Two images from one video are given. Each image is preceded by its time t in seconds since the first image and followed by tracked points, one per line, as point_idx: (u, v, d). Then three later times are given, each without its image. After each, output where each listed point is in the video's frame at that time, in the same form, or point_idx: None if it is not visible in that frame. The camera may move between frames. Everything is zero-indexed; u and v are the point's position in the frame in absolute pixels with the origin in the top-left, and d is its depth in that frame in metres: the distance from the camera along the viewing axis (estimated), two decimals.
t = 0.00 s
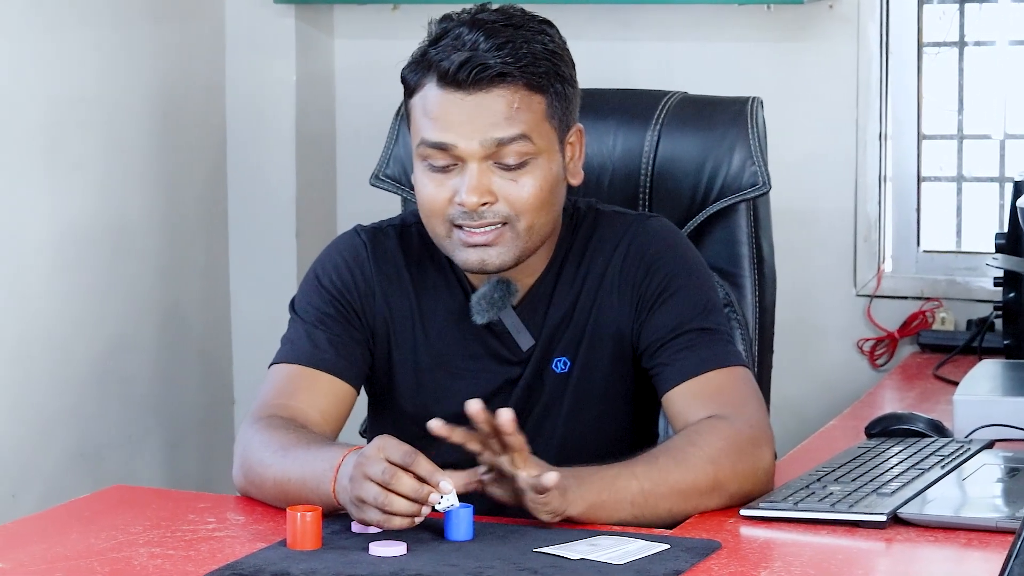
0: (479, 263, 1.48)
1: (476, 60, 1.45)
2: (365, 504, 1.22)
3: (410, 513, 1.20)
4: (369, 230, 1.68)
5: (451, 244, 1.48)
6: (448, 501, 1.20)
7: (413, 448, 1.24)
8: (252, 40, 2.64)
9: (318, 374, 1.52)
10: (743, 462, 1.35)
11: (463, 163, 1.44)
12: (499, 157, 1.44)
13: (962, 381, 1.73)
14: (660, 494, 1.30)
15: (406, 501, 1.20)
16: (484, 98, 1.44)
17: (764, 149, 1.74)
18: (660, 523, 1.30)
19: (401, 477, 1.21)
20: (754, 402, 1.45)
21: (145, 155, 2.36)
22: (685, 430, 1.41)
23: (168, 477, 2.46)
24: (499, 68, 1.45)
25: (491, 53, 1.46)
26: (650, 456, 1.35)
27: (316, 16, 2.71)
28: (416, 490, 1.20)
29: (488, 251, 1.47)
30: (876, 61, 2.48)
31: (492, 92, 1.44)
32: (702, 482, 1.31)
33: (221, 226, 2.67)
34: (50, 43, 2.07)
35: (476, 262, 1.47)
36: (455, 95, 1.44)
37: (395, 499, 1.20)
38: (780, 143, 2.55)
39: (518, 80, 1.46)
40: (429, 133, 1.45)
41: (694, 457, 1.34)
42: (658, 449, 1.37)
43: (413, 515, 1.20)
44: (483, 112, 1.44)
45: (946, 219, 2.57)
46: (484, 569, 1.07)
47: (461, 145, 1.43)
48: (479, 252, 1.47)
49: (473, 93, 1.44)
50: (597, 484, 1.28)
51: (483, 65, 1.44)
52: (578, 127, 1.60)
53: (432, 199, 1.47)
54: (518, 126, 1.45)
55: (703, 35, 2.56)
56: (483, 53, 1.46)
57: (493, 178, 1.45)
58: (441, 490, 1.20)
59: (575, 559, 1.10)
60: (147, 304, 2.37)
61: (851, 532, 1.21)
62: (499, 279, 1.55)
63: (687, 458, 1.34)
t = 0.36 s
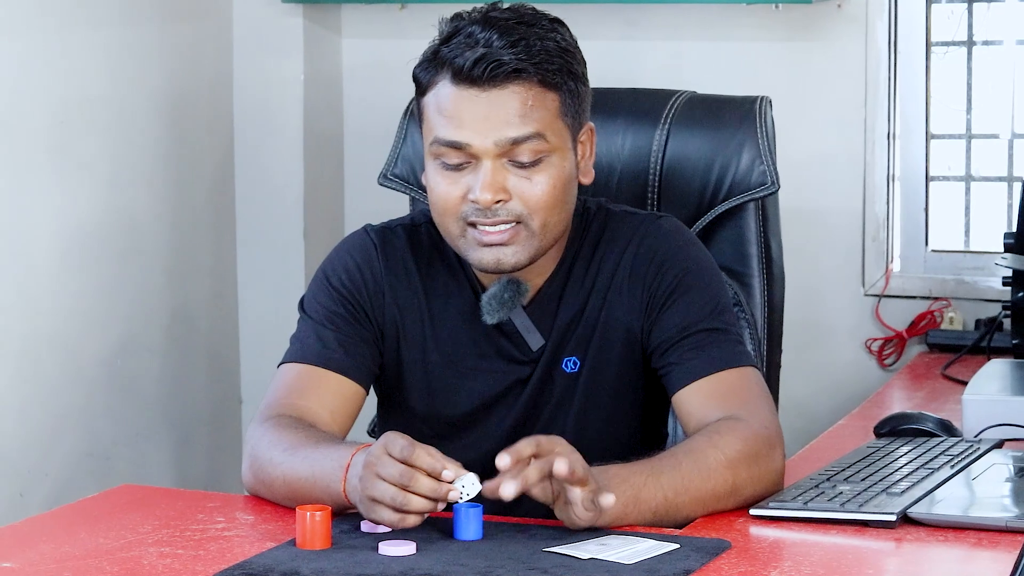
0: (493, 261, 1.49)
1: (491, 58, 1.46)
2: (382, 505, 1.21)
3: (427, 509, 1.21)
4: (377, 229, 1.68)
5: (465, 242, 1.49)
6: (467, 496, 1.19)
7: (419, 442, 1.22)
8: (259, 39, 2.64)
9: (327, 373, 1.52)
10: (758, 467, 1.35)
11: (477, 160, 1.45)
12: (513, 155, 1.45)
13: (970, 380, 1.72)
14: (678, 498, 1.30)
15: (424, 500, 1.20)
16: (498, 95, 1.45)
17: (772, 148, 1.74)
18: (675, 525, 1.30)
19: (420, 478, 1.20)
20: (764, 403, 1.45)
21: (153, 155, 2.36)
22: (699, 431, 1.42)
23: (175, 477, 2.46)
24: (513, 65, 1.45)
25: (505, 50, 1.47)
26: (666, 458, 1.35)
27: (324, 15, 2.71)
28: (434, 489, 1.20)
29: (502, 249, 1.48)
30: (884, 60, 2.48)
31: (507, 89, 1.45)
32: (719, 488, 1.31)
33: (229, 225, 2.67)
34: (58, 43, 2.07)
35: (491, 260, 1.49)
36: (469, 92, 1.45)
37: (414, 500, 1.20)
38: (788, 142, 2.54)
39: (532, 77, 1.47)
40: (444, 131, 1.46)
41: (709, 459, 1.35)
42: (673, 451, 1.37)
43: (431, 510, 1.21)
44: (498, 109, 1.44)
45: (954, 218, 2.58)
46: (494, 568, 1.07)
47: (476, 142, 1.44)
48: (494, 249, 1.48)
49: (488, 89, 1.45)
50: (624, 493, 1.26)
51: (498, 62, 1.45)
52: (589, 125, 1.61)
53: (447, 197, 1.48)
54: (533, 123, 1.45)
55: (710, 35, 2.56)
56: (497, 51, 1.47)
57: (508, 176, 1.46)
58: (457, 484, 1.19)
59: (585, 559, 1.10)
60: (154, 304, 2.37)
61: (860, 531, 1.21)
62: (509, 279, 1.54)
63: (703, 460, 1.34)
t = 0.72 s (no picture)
0: (511, 259, 1.49)
1: (509, 53, 1.47)
2: (413, 504, 1.22)
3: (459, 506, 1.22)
4: (389, 228, 1.68)
5: (482, 241, 1.49)
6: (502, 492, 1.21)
7: (451, 442, 1.23)
8: (270, 39, 2.64)
9: (338, 372, 1.52)
10: (769, 468, 1.36)
11: (496, 157, 1.46)
12: (531, 150, 1.46)
13: (983, 380, 1.72)
14: (690, 497, 1.30)
15: (457, 498, 1.21)
16: (516, 91, 1.46)
17: (784, 147, 1.73)
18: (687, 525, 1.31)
19: (453, 477, 1.21)
20: (776, 402, 1.45)
21: (163, 156, 2.36)
22: (711, 431, 1.41)
23: (185, 476, 2.47)
24: (531, 61, 1.47)
25: (522, 46, 1.49)
26: (678, 459, 1.35)
27: (335, 15, 2.71)
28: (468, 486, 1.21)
29: (519, 247, 1.49)
30: (896, 59, 2.47)
31: (525, 85, 1.46)
32: (731, 489, 1.31)
33: (240, 225, 2.68)
34: (69, 42, 2.07)
35: (508, 258, 1.49)
36: (487, 89, 1.47)
37: (447, 498, 1.21)
38: (800, 142, 2.54)
39: (551, 72, 1.48)
40: (462, 127, 1.47)
41: (722, 458, 1.35)
42: (684, 451, 1.37)
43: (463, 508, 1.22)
44: (516, 104, 1.46)
45: (966, 218, 2.57)
46: (506, 567, 1.07)
47: (495, 138, 1.45)
48: (511, 247, 1.48)
49: (506, 85, 1.46)
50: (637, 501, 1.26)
51: (516, 57, 1.47)
52: (602, 124, 1.62)
53: (465, 194, 1.48)
54: (551, 118, 1.46)
55: (722, 35, 2.56)
56: (514, 47, 1.48)
57: (526, 172, 1.46)
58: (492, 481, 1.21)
59: (597, 558, 1.10)
60: (164, 303, 2.37)
61: (872, 531, 1.21)
62: (521, 278, 1.54)
63: (715, 459, 1.35)
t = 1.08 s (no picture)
0: (515, 257, 1.49)
1: (514, 51, 1.47)
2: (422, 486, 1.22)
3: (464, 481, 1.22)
4: (391, 227, 1.68)
5: (487, 239, 1.50)
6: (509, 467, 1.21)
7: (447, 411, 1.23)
8: (272, 38, 2.64)
9: (340, 372, 1.52)
10: (772, 467, 1.36)
11: (501, 155, 1.46)
12: (536, 149, 1.46)
13: (985, 380, 1.72)
14: (692, 497, 1.30)
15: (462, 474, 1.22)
16: (522, 89, 1.46)
17: (786, 147, 1.73)
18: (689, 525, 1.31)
19: (459, 450, 1.22)
20: (779, 402, 1.45)
21: (165, 156, 2.36)
22: (713, 431, 1.42)
23: (187, 476, 2.47)
24: (536, 59, 1.47)
25: (527, 44, 1.49)
26: (681, 458, 1.35)
27: (336, 14, 2.71)
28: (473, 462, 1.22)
29: (524, 245, 1.49)
30: (898, 59, 2.47)
31: (531, 83, 1.47)
32: (733, 489, 1.31)
33: (241, 224, 2.68)
34: (70, 41, 2.07)
35: (513, 256, 1.49)
36: (492, 86, 1.47)
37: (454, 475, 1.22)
38: (801, 142, 2.54)
39: (556, 70, 1.49)
40: (466, 125, 1.47)
41: (724, 458, 1.35)
42: (686, 450, 1.37)
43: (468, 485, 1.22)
44: (521, 102, 1.46)
45: (968, 217, 2.57)
46: (507, 567, 1.07)
47: (500, 136, 1.45)
48: (516, 246, 1.49)
49: (512, 83, 1.46)
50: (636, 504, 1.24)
51: (522, 55, 1.47)
52: (606, 123, 1.62)
53: (469, 193, 1.49)
54: (556, 116, 1.47)
55: (724, 35, 2.56)
56: (519, 45, 1.48)
57: (531, 170, 1.46)
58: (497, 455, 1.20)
59: (598, 558, 1.10)
60: (166, 303, 2.37)
61: (874, 531, 1.21)
62: (523, 278, 1.54)
63: (717, 459, 1.35)
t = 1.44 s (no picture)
0: (508, 261, 1.50)
1: (509, 55, 1.47)
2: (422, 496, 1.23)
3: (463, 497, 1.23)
4: (387, 228, 1.68)
5: (480, 243, 1.50)
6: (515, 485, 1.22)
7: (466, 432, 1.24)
8: (269, 39, 2.64)
9: (337, 372, 1.52)
10: (767, 467, 1.36)
11: (495, 160, 1.47)
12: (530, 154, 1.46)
13: (981, 379, 1.72)
14: (688, 498, 1.30)
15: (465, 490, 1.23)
16: (516, 93, 1.46)
17: (781, 147, 1.74)
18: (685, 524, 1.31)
19: (472, 468, 1.23)
20: (774, 402, 1.46)
21: (163, 156, 2.36)
22: (709, 431, 1.42)
23: (185, 476, 2.47)
24: (530, 64, 1.47)
25: (522, 49, 1.49)
26: (677, 458, 1.35)
27: (334, 14, 2.71)
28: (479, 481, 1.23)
29: (517, 250, 1.49)
30: (895, 59, 2.47)
31: (524, 88, 1.47)
32: (729, 489, 1.31)
33: (239, 224, 2.68)
34: (68, 42, 2.08)
35: (506, 260, 1.50)
36: (486, 91, 1.47)
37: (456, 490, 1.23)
38: (798, 142, 2.54)
39: (550, 75, 1.49)
40: (461, 129, 1.48)
41: (720, 458, 1.35)
42: (682, 450, 1.38)
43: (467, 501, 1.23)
44: (515, 108, 1.46)
45: (964, 217, 2.57)
46: (502, 567, 1.07)
47: (494, 141, 1.46)
48: (509, 250, 1.49)
49: (506, 87, 1.47)
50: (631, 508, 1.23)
51: (516, 60, 1.47)
52: (601, 126, 1.63)
53: (463, 197, 1.49)
54: (550, 121, 1.47)
55: (721, 35, 2.56)
56: (514, 49, 1.49)
57: (525, 175, 1.47)
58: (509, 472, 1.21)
59: (593, 558, 1.10)
60: (164, 303, 2.37)
61: (869, 531, 1.21)
62: (519, 278, 1.54)
63: (713, 459, 1.35)
